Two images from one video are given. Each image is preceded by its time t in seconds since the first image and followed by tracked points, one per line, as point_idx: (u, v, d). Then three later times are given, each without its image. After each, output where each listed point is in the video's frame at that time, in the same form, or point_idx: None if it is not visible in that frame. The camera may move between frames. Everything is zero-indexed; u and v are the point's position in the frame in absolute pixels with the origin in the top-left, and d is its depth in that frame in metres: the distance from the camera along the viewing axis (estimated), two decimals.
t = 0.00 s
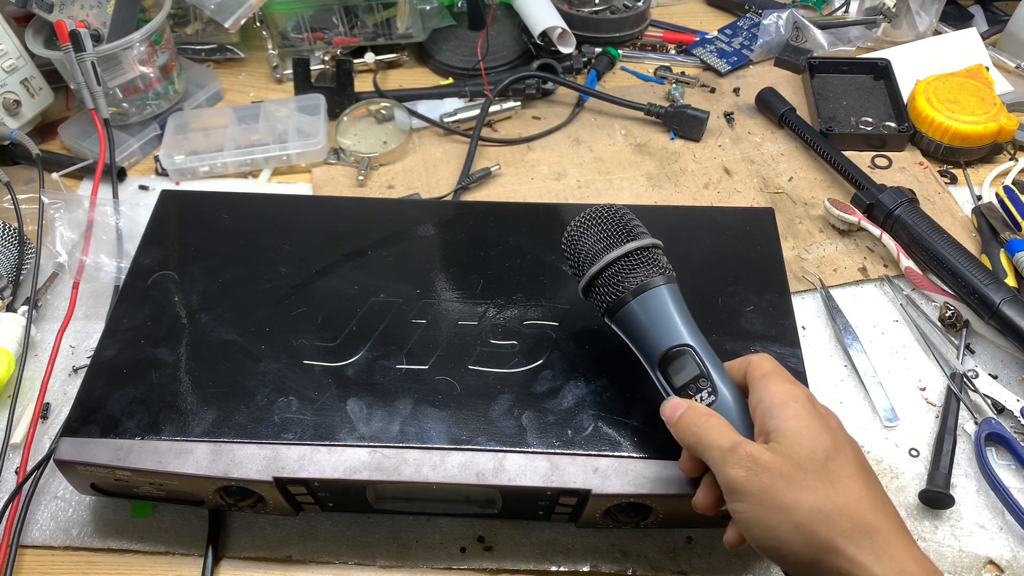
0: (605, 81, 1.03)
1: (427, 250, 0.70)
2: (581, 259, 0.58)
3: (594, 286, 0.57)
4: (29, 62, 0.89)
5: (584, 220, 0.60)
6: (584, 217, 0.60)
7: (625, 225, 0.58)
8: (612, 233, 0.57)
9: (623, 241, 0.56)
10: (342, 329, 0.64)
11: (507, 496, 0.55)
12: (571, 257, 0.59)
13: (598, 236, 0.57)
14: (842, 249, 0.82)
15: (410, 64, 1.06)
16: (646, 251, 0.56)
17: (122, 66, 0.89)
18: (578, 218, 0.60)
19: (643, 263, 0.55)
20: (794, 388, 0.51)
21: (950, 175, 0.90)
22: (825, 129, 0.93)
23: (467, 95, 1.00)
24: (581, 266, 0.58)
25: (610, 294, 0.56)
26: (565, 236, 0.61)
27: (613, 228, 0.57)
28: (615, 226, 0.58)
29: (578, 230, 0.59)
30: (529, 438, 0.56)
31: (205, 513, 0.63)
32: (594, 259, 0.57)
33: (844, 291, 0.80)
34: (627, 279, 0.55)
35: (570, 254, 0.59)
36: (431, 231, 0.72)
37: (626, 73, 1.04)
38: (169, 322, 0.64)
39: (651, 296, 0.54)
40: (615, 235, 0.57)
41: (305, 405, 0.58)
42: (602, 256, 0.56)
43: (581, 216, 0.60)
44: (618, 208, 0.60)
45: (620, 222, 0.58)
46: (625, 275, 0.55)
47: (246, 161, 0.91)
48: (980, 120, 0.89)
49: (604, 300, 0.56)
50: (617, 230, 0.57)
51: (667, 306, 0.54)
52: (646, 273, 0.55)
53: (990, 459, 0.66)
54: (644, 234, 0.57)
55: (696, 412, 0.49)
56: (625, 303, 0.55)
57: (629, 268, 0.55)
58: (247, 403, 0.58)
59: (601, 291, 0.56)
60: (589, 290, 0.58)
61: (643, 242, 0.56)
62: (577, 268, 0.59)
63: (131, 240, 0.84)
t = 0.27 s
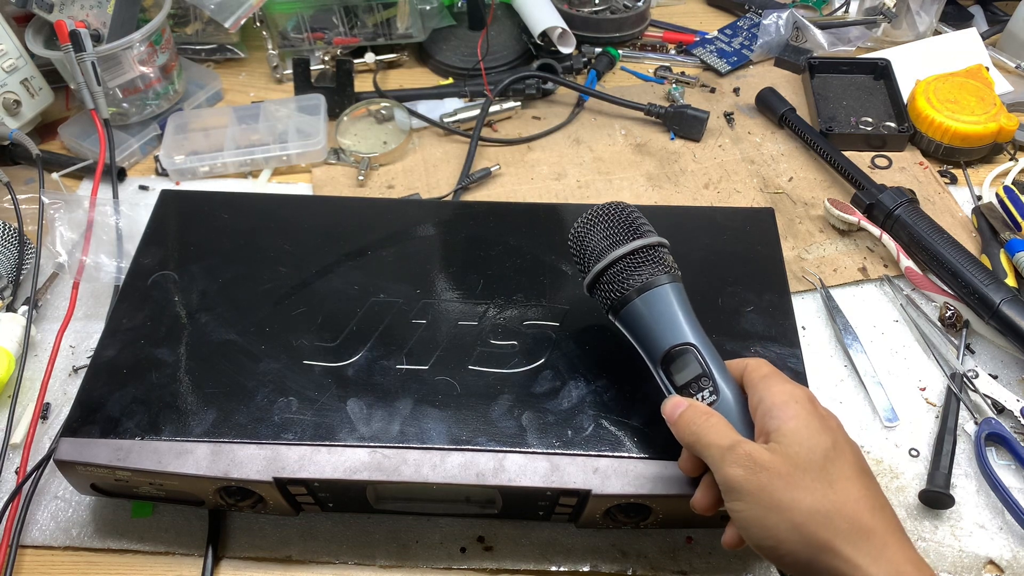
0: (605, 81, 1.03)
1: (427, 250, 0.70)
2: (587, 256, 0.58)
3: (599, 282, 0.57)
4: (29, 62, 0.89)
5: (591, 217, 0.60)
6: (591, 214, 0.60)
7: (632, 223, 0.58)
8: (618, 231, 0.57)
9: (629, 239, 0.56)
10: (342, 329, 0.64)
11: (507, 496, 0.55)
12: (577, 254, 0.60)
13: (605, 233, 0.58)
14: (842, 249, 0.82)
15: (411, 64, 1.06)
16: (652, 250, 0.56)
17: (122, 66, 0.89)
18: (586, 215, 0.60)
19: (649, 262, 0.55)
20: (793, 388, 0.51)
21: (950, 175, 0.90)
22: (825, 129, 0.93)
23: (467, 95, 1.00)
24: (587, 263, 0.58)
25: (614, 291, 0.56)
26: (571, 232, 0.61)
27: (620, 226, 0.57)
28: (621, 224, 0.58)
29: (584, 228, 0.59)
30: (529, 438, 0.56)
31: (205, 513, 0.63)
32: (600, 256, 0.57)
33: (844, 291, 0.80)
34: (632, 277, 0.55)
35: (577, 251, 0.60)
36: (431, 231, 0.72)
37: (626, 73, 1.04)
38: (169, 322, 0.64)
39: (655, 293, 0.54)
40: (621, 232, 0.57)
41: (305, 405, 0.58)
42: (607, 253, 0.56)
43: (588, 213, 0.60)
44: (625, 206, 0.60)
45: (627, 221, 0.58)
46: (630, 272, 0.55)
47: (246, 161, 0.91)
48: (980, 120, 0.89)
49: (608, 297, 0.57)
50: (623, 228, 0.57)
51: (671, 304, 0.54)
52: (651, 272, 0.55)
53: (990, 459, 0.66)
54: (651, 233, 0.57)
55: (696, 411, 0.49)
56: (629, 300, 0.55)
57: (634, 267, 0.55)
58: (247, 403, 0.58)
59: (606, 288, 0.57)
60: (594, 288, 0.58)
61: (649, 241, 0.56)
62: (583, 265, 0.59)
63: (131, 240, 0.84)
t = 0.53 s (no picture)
0: (605, 81, 1.03)
1: (427, 250, 0.70)
2: (588, 254, 0.58)
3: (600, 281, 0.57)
4: (29, 62, 0.89)
5: (593, 215, 0.60)
6: (593, 212, 0.60)
7: (633, 222, 0.58)
8: (620, 230, 0.57)
9: (630, 239, 0.56)
10: (342, 329, 0.64)
11: (507, 496, 0.55)
12: (578, 253, 0.60)
13: (606, 232, 0.58)
14: (842, 249, 0.82)
15: (411, 64, 1.06)
16: (654, 249, 0.56)
17: (122, 66, 0.89)
18: (588, 214, 0.60)
19: (650, 261, 0.55)
20: (793, 389, 0.51)
21: (950, 175, 0.90)
22: (825, 129, 0.93)
23: (467, 95, 1.00)
24: (588, 262, 0.58)
25: (615, 289, 0.56)
26: (572, 231, 0.61)
27: (622, 225, 0.58)
28: (623, 223, 0.58)
29: (586, 226, 0.59)
30: (529, 438, 0.56)
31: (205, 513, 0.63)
32: (601, 255, 0.57)
33: (844, 291, 0.80)
34: (633, 276, 0.55)
35: (577, 249, 0.60)
36: (431, 231, 0.72)
37: (626, 73, 1.04)
38: (169, 322, 0.64)
39: (657, 293, 0.54)
40: (623, 232, 0.57)
41: (305, 405, 0.58)
42: (609, 253, 0.56)
43: (590, 211, 0.60)
44: (627, 205, 0.60)
45: (628, 220, 0.58)
46: (631, 271, 0.55)
47: (246, 161, 0.91)
48: (980, 120, 0.89)
49: (609, 296, 0.56)
50: (625, 227, 0.57)
51: (672, 304, 0.54)
52: (652, 271, 0.55)
53: (990, 459, 0.66)
54: (652, 233, 0.57)
55: (696, 412, 0.49)
56: (630, 299, 0.55)
57: (635, 266, 0.55)
58: (247, 403, 0.58)
59: (607, 287, 0.57)
60: (594, 287, 0.58)
61: (651, 240, 0.56)
62: (584, 264, 0.59)
63: (131, 240, 0.84)
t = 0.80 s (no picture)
0: (605, 81, 1.03)
1: (427, 250, 0.70)
2: (590, 253, 0.58)
3: (602, 280, 0.57)
4: (29, 62, 0.89)
5: (596, 213, 0.60)
6: (596, 210, 0.60)
7: (636, 221, 0.58)
8: (623, 228, 0.57)
9: (633, 238, 0.56)
10: (342, 329, 0.64)
11: (507, 496, 0.55)
12: (581, 251, 0.60)
13: (609, 231, 0.58)
14: (842, 249, 0.82)
15: (411, 64, 1.06)
16: (656, 248, 0.56)
17: (122, 65, 0.89)
18: (590, 212, 0.60)
19: (652, 260, 0.55)
20: (794, 390, 0.51)
21: (950, 175, 0.90)
22: (825, 129, 0.93)
23: (467, 95, 1.00)
24: (590, 260, 0.58)
25: (617, 288, 0.56)
26: (574, 229, 0.61)
27: (624, 224, 0.57)
28: (626, 221, 0.58)
29: (589, 224, 0.59)
30: (529, 438, 0.56)
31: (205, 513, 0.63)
32: (603, 253, 0.57)
33: (844, 291, 0.80)
34: (636, 275, 0.55)
35: (580, 248, 0.60)
36: (431, 231, 0.72)
37: (626, 73, 1.04)
38: (169, 322, 0.64)
39: (659, 292, 0.54)
40: (626, 230, 0.57)
41: (306, 405, 0.58)
42: (611, 251, 0.56)
43: (593, 209, 0.60)
44: (631, 204, 0.60)
45: (632, 219, 0.58)
46: (633, 270, 0.55)
47: (246, 161, 0.91)
48: (980, 120, 0.89)
49: (611, 294, 0.57)
50: (627, 226, 0.57)
51: (673, 302, 0.54)
52: (654, 270, 0.55)
53: (990, 459, 0.66)
54: (655, 232, 0.57)
55: (697, 411, 0.49)
56: (632, 298, 0.55)
57: (638, 265, 0.55)
58: (247, 403, 0.58)
59: (609, 286, 0.57)
60: (597, 286, 0.58)
61: (653, 239, 0.56)
62: (586, 262, 0.59)
63: (131, 240, 0.84)
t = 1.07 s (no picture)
0: (605, 81, 1.03)
1: (427, 250, 0.70)
2: (591, 252, 0.58)
3: (603, 280, 0.57)
4: (29, 62, 0.89)
5: (597, 213, 0.60)
6: (597, 209, 0.60)
7: (638, 221, 0.58)
8: (624, 228, 0.57)
9: (634, 237, 0.56)
10: (342, 329, 0.64)
11: (507, 496, 0.55)
12: (582, 251, 0.60)
13: (610, 230, 0.57)
14: (842, 249, 0.82)
15: (411, 64, 1.06)
16: (658, 248, 0.56)
17: (122, 65, 0.89)
18: (592, 212, 0.60)
19: (653, 260, 0.55)
20: (795, 391, 0.51)
21: (950, 175, 0.90)
22: (825, 129, 0.93)
23: (467, 95, 1.00)
24: (591, 260, 0.58)
25: (618, 288, 0.56)
26: (576, 229, 0.61)
27: (626, 223, 0.57)
28: (627, 221, 0.58)
29: (590, 224, 0.59)
30: (529, 438, 0.56)
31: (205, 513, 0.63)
32: (604, 253, 0.57)
33: (844, 291, 0.80)
34: (636, 275, 0.55)
35: (581, 248, 0.60)
36: (431, 231, 0.72)
37: (626, 73, 1.04)
38: (169, 322, 0.64)
39: (660, 292, 0.54)
40: (627, 230, 0.57)
41: (306, 405, 0.58)
42: (612, 251, 0.56)
43: (594, 208, 0.60)
44: (632, 203, 0.60)
45: (633, 218, 0.58)
46: (634, 270, 0.55)
47: (246, 161, 0.91)
48: (980, 120, 0.89)
49: (612, 294, 0.57)
50: (629, 226, 0.57)
51: (674, 302, 0.54)
52: (655, 270, 0.55)
53: (990, 459, 0.66)
54: (656, 231, 0.57)
55: (697, 411, 0.49)
56: (633, 298, 0.55)
57: (639, 265, 0.55)
58: (247, 403, 0.58)
59: (610, 285, 0.57)
60: (597, 286, 0.58)
61: (655, 239, 0.56)
62: (587, 262, 0.59)
63: (131, 240, 0.84)
